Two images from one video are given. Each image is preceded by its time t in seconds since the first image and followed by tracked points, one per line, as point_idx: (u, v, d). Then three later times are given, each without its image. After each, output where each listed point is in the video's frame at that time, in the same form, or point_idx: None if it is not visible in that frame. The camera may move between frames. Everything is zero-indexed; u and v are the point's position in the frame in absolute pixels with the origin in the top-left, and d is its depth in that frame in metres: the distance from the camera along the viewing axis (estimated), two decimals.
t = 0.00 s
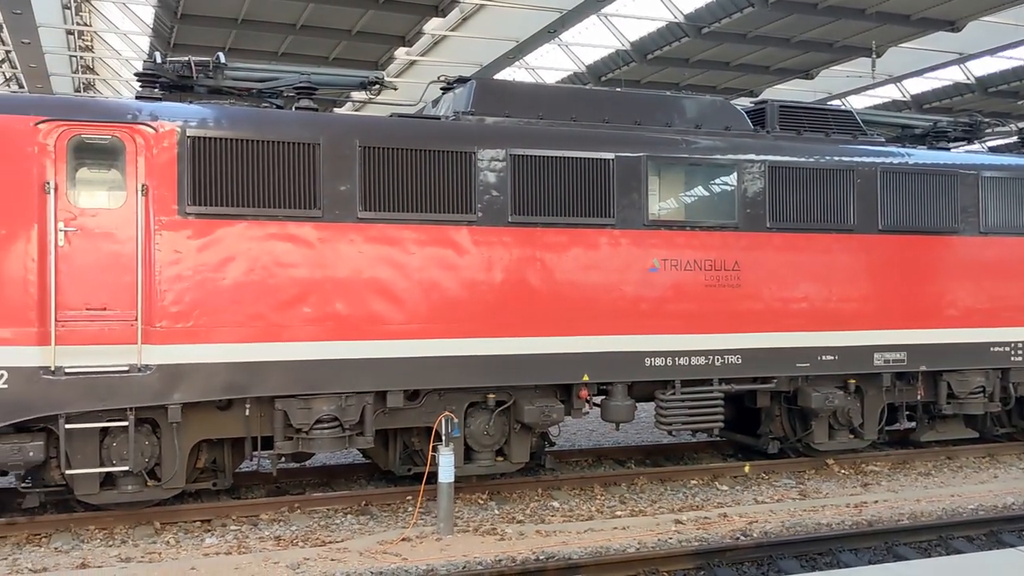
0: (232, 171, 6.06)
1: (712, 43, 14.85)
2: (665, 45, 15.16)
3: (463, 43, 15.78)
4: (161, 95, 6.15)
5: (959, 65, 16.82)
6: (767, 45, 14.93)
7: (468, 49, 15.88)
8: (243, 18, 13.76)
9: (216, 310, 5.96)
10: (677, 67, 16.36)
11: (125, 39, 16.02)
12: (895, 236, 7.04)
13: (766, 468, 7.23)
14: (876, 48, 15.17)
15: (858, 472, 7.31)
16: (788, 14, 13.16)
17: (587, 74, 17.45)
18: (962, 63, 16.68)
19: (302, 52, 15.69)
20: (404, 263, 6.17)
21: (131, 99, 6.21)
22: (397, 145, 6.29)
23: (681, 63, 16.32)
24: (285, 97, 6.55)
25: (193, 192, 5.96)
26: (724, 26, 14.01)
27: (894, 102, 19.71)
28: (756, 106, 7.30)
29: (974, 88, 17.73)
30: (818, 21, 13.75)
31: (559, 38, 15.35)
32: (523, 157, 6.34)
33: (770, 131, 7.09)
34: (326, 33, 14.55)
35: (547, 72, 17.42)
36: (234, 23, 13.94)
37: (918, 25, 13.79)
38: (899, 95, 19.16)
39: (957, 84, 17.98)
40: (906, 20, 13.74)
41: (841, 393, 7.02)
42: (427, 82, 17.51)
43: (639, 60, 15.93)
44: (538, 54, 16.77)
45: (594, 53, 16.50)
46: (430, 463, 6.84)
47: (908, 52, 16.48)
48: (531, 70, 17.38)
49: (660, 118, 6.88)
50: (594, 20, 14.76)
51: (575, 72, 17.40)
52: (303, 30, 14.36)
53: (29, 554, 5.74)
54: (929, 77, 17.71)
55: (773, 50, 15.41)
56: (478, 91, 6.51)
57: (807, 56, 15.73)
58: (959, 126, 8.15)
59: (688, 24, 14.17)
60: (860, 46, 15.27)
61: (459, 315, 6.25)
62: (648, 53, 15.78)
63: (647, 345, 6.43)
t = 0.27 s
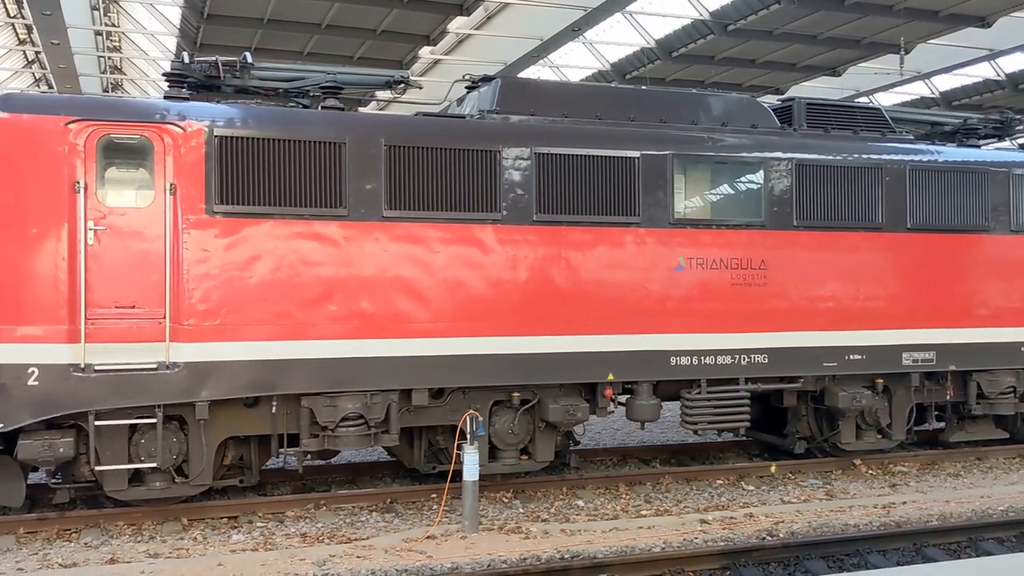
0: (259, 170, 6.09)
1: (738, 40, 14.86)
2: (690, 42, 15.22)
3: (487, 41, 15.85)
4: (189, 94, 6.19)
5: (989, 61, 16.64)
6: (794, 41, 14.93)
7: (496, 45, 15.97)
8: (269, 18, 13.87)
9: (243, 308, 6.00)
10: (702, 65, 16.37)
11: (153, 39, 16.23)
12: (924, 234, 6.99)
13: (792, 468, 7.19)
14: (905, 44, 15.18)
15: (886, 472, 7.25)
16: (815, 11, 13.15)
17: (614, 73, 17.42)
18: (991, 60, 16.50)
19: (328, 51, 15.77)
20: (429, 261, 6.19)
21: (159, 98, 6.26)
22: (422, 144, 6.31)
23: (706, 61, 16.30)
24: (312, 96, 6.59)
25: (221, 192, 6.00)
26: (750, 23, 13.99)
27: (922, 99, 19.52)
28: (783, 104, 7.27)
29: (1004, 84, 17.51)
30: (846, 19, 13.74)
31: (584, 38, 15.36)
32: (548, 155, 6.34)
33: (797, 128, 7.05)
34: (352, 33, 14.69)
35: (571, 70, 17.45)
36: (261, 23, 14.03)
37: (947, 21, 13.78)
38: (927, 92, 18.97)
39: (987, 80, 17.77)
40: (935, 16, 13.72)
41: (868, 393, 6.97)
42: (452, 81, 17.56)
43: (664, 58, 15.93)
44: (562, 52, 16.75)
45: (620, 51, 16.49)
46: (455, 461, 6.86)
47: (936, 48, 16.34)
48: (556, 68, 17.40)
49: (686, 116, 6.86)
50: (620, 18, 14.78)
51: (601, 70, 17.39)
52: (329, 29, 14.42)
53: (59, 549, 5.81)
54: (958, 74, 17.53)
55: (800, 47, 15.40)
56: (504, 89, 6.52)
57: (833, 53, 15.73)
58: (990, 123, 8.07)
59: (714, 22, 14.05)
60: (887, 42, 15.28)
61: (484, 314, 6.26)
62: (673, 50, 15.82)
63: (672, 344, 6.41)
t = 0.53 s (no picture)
0: (283, 169, 6.12)
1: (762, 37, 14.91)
2: (713, 37, 15.27)
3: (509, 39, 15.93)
4: (214, 94, 6.23)
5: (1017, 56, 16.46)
6: (819, 37, 14.96)
7: (516, 44, 16.04)
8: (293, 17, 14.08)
9: (267, 306, 6.03)
10: (725, 61, 16.44)
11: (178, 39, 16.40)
12: (951, 232, 6.93)
13: (817, 468, 7.15)
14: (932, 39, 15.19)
15: (913, 472, 7.18)
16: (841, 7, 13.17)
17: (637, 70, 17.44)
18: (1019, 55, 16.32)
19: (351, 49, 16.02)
20: (452, 259, 6.20)
21: (184, 98, 6.30)
22: (445, 142, 6.32)
23: (729, 57, 16.38)
24: (335, 95, 6.61)
25: (246, 190, 6.04)
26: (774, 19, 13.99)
27: (949, 96, 19.31)
28: (809, 100, 7.23)
29: None
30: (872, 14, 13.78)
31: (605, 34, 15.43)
32: (571, 153, 6.33)
33: (823, 125, 7.00)
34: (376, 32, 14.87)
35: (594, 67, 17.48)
36: (285, 21, 14.25)
37: (974, 16, 13.80)
38: (955, 88, 18.77)
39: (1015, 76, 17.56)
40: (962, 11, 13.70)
41: (895, 393, 6.91)
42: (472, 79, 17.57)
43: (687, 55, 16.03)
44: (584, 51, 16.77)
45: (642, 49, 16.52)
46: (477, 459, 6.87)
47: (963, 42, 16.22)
48: (578, 66, 17.44)
49: (710, 113, 6.83)
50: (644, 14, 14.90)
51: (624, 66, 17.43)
52: (351, 28, 14.61)
53: (87, 545, 5.87)
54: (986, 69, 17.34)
55: (824, 44, 15.40)
56: (526, 87, 6.52)
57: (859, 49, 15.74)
58: (1019, 119, 7.99)
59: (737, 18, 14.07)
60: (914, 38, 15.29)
61: (507, 312, 6.26)
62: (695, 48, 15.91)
63: (695, 342, 6.39)
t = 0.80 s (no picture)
0: (305, 168, 6.15)
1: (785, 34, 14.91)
2: (735, 35, 15.29)
3: (531, 38, 16.10)
4: (236, 93, 6.26)
5: None
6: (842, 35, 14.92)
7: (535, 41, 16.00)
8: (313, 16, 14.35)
9: (290, 305, 6.06)
10: (749, 58, 16.45)
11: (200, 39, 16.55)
12: (975, 230, 6.89)
13: (841, 467, 7.11)
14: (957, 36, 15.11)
15: (937, 473, 7.12)
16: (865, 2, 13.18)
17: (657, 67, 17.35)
18: None
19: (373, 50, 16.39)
20: (473, 258, 6.21)
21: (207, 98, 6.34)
22: (466, 141, 6.33)
23: (753, 55, 16.41)
24: (356, 95, 6.62)
25: (268, 190, 6.07)
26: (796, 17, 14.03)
27: (974, 92, 19.14)
28: (832, 97, 7.20)
29: None
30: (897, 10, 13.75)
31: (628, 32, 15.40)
32: (592, 151, 6.33)
33: (847, 122, 6.97)
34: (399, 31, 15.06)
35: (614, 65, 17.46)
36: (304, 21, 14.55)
37: (1000, 12, 13.69)
38: (979, 84, 18.61)
39: None
40: (987, 6, 13.64)
41: (919, 392, 6.87)
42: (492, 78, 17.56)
43: (708, 52, 16.09)
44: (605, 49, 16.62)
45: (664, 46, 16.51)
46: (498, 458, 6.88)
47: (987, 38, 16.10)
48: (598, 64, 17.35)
49: (733, 110, 6.81)
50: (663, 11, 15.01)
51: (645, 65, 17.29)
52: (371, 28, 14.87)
53: (112, 541, 5.92)
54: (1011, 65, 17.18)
55: (849, 40, 15.39)
56: (547, 86, 6.52)
57: (884, 45, 15.70)
58: None
59: (756, 15, 14.24)
60: (938, 34, 15.23)
61: (528, 310, 6.27)
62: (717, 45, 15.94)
63: (717, 341, 6.38)
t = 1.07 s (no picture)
0: (325, 169, 6.18)
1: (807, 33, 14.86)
2: (757, 35, 15.24)
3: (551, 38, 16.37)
4: (257, 95, 6.29)
5: None
6: (864, 33, 14.85)
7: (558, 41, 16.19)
8: (334, 18, 14.44)
9: (310, 305, 6.09)
10: (769, 58, 16.39)
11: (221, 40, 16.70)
12: (999, 231, 6.84)
13: (863, 469, 7.07)
14: (980, 34, 14.99)
15: (961, 475, 7.06)
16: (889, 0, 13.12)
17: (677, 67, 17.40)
18: None
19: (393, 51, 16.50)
20: (493, 258, 6.21)
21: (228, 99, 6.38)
22: (485, 142, 6.33)
23: (774, 55, 16.35)
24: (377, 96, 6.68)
25: (289, 190, 6.10)
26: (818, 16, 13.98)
27: (999, 91, 18.96)
28: (854, 97, 7.21)
29: None
30: (920, 8, 13.69)
31: (648, 32, 15.40)
32: (612, 152, 6.32)
33: (869, 122, 6.95)
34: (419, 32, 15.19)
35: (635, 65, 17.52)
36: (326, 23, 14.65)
37: None
38: (1004, 83, 18.41)
39: None
40: (1011, 4, 13.53)
41: (942, 394, 6.82)
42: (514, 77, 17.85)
43: (730, 52, 16.05)
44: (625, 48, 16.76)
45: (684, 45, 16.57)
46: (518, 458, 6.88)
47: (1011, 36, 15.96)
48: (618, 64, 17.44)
49: (754, 110, 6.79)
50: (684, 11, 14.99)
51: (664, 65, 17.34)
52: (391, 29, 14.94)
53: (134, 540, 5.97)
54: None
55: (871, 39, 15.33)
56: (568, 86, 6.52)
57: (908, 44, 15.61)
58: None
59: (779, 14, 14.19)
60: (962, 33, 15.12)
61: (548, 311, 6.26)
62: (739, 45, 15.91)
63: (737, 342, 6.36)
